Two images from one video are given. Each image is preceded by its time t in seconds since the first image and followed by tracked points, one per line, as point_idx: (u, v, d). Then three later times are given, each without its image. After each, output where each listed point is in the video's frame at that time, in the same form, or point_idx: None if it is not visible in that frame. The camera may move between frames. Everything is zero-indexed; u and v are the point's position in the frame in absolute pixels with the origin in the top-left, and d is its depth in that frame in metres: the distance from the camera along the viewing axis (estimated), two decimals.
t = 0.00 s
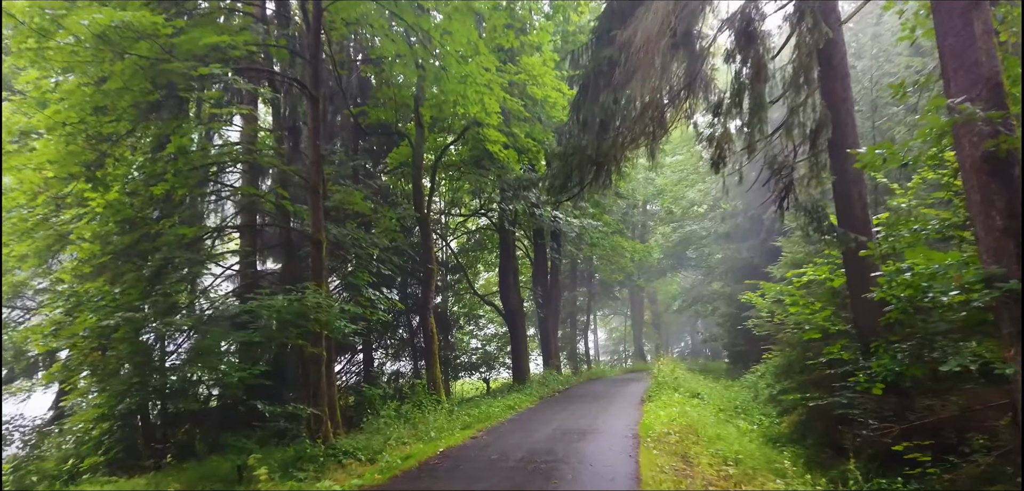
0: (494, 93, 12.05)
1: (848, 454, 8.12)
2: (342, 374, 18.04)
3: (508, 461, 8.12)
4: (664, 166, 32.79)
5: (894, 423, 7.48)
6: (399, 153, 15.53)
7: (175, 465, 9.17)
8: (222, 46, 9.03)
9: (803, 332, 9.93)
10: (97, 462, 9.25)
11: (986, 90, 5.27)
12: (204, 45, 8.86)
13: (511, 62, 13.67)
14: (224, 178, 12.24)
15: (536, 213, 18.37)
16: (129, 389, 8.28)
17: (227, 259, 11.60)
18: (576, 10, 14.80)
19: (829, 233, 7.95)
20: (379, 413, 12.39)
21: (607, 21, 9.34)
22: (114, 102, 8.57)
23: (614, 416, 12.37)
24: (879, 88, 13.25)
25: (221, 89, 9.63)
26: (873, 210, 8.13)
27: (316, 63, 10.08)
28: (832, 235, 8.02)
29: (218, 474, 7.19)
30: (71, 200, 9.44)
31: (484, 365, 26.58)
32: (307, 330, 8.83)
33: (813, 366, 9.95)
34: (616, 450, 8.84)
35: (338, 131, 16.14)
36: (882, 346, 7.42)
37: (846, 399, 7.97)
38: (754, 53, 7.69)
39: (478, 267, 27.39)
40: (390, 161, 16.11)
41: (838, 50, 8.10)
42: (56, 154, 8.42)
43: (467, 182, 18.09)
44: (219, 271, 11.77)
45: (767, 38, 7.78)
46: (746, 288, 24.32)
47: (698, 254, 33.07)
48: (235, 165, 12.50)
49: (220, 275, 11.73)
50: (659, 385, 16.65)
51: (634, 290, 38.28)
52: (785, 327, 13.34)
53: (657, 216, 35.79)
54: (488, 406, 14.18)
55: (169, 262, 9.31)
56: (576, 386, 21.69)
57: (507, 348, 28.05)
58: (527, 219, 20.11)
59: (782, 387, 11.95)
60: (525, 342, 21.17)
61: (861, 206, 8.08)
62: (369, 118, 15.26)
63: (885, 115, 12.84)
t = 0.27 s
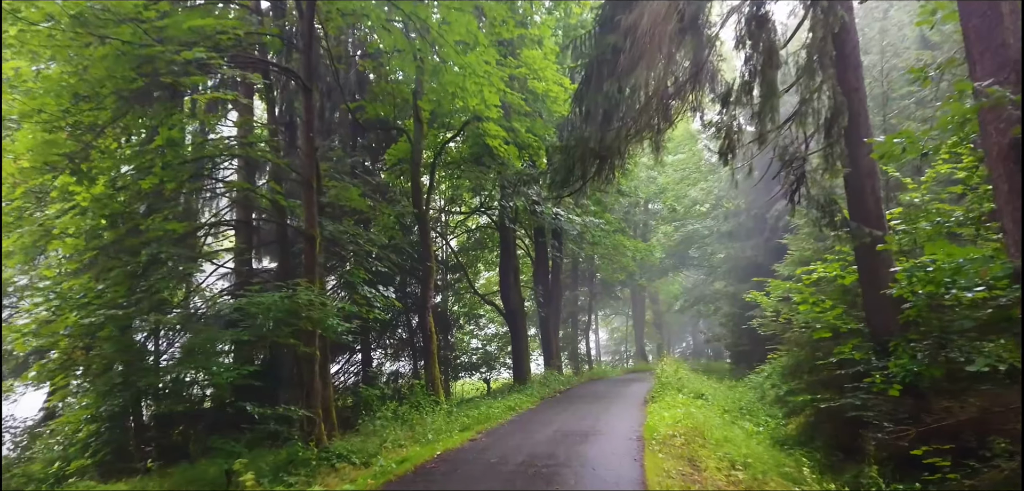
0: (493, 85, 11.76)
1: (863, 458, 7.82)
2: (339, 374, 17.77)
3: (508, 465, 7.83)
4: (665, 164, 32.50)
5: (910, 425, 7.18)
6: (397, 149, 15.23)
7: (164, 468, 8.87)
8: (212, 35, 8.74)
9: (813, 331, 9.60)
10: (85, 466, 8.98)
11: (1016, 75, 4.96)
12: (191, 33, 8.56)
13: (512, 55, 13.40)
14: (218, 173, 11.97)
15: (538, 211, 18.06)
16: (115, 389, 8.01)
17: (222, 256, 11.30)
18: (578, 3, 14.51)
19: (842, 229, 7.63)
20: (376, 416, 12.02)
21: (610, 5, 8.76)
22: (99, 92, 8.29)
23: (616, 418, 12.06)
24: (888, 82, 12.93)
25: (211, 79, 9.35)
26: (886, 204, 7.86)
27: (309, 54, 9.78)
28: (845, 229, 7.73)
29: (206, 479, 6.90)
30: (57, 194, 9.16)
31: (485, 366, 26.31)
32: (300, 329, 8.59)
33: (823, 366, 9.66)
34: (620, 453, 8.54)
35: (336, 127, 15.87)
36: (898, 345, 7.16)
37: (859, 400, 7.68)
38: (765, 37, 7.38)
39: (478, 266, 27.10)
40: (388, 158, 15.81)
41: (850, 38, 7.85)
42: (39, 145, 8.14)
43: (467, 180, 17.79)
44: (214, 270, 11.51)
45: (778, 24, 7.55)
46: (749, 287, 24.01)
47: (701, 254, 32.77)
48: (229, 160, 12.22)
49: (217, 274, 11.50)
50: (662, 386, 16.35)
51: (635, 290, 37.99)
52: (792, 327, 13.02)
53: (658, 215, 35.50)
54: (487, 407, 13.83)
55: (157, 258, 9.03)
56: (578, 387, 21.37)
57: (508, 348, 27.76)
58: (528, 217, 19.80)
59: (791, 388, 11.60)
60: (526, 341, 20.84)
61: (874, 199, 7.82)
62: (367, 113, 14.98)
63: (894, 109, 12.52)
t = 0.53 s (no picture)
0: (490, 78, 11.51)
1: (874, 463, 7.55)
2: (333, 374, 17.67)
3: (505, 469, 7.56)
4: (664, 164, 32.25)
5: (922, 428, 6.91)
6: (393, 146, 14.96)
7: (147, 472, 8.57)
8: (197, 23, 8.46)
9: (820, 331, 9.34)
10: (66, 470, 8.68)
11: None
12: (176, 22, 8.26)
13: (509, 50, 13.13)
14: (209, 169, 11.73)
15: (535, 209, 17.77)
16: (96, 390, 7.74)
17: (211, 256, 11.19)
18: None
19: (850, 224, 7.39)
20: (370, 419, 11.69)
21: None
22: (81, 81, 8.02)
23: (616, 419, 11.81)
24: (893, 77, 12.68)
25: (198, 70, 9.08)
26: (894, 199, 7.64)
27: (300, 44, 9.51)
28: (854, 225, 7.50)
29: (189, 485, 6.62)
30: (37, 189, 8.86)
31: (482, 367, 26.04)
32: (289, 328, 8.41)
33: (828, 367, 9.41)
34: (620, 457, 8.27)
35: (330, 123, 15.60)
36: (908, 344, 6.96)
37: (867, 402, 7.43)
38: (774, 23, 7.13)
39: (475, 265, 26.82)
40: (383, 155, 15.53)
41: (858, 27, 7.62)
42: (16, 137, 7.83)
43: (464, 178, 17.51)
44: (205, 269, 11.55)
45: (785, 10, 7.29)
46: (749, 287, 23.75)
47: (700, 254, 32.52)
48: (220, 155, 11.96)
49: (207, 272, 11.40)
50: (662, 387, 16.09)
51: (634, 290, 37.75)
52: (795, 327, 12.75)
53: (657, 215, 35.26)
54: (483, 409, 13.51)
55: (142, 254, 8.76)
56: (576, 388, 21.10)
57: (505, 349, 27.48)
58: (525, 216, 19.52)
59: (795, 390, 11.30)
60: (524, 342, 20.53)
61: (883, 194, 7.57)
62: (361, 109, 14.73)
63: (899, 104, 12.27)
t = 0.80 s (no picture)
0: (482, 70, 11.23)
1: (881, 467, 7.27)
2: (325, 375, 17.40)
3: (497, 473, 7.25)
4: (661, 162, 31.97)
5: (932, 431, 6.64)
6: (385, 141, 14.65)
7: (126, 477, 8.23)
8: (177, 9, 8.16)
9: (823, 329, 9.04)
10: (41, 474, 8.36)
11: None
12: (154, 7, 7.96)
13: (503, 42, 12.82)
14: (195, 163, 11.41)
15: (531, 206, 17.45)
16: (70, 390, 7.42)
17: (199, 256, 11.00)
18: None
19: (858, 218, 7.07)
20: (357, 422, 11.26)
21: None
22: (46, 65, 7.61)
23: (613, 421, 11.52)
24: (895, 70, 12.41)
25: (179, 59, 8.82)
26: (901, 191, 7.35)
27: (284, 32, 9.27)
28: (860, 218, 7.21)
29: None
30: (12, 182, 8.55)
31: (477, 367, 25.73)
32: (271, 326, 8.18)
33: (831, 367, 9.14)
34: (617, 460, 7.98)
35: (321, 119, 15.29)
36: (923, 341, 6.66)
37: (874, 404, 7.15)
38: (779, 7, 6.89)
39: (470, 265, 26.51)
40: (376, 151, 15.24)
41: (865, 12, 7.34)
42: None
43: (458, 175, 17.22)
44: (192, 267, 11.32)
45: None
46: (748, 287, 23.47)
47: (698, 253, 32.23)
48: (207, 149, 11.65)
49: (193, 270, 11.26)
50: (660, 387, 15.80)
51: (631, 290, 37.47)
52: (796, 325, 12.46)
53: (654, 214, 34.97)
54: (476, 410, 13.15)
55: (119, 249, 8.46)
56: (573, 388, 20.79)
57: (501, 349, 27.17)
58: (521, 214, 19.21)
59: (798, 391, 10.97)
60: (519, 342, 20.18)
61: (891, 186, 7.30)
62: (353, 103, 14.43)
63: (902, 98, 12.00)
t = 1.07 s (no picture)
0: (479, 65, 10.97)
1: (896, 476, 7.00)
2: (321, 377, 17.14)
3: (492, 482, 6.96)
4: (661, 161, 31.67)
5: (948, 438, 6.38)
6: (380, 139, 14.36)
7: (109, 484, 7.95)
8: None
9: (831, 331, 8.76)
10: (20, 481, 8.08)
11: None
12: None
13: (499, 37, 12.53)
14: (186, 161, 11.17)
15: (529, 205, 17.13)
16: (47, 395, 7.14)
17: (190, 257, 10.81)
18: None
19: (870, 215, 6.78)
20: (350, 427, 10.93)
21: None
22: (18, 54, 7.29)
23: (614, 426, 11.25)
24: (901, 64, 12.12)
25: (164, 52, 8.56)
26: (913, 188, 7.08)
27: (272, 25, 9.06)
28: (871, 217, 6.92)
29: None
30: None
31: (476, 368, 25.44)
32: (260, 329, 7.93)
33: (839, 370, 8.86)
34: (617, 468, 7.69)
35: (316, 116, 15.01)
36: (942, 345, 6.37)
37: (886, 409, 6.86)
38: None
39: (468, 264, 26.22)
40: (371, 148, 14.95)
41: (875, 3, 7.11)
42: None
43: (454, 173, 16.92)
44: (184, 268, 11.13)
45: None
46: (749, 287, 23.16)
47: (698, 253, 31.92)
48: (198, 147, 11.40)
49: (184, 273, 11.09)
50: (660, 389, 15.51)
51: (631, 291, 37.18)
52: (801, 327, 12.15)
53: (654, 214, 34.68)
54: (474, 414, 12.81)
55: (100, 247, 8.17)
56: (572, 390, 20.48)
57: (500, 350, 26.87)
58: (519, 213, 18.90)
59: (804, 394, 10.66)
60: (517, 343, 19.86)
61: (902, 183, 7.03)
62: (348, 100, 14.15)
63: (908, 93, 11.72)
